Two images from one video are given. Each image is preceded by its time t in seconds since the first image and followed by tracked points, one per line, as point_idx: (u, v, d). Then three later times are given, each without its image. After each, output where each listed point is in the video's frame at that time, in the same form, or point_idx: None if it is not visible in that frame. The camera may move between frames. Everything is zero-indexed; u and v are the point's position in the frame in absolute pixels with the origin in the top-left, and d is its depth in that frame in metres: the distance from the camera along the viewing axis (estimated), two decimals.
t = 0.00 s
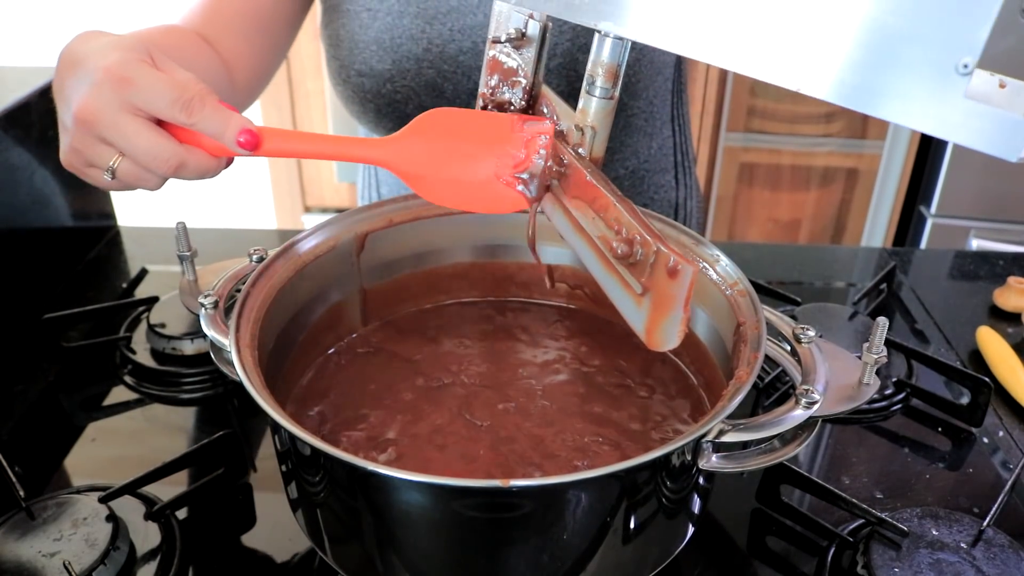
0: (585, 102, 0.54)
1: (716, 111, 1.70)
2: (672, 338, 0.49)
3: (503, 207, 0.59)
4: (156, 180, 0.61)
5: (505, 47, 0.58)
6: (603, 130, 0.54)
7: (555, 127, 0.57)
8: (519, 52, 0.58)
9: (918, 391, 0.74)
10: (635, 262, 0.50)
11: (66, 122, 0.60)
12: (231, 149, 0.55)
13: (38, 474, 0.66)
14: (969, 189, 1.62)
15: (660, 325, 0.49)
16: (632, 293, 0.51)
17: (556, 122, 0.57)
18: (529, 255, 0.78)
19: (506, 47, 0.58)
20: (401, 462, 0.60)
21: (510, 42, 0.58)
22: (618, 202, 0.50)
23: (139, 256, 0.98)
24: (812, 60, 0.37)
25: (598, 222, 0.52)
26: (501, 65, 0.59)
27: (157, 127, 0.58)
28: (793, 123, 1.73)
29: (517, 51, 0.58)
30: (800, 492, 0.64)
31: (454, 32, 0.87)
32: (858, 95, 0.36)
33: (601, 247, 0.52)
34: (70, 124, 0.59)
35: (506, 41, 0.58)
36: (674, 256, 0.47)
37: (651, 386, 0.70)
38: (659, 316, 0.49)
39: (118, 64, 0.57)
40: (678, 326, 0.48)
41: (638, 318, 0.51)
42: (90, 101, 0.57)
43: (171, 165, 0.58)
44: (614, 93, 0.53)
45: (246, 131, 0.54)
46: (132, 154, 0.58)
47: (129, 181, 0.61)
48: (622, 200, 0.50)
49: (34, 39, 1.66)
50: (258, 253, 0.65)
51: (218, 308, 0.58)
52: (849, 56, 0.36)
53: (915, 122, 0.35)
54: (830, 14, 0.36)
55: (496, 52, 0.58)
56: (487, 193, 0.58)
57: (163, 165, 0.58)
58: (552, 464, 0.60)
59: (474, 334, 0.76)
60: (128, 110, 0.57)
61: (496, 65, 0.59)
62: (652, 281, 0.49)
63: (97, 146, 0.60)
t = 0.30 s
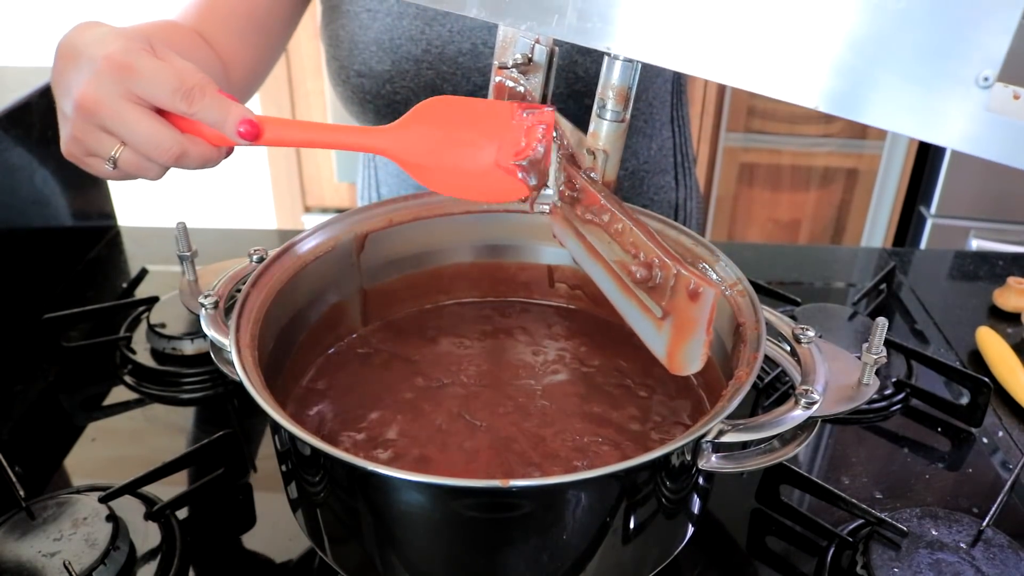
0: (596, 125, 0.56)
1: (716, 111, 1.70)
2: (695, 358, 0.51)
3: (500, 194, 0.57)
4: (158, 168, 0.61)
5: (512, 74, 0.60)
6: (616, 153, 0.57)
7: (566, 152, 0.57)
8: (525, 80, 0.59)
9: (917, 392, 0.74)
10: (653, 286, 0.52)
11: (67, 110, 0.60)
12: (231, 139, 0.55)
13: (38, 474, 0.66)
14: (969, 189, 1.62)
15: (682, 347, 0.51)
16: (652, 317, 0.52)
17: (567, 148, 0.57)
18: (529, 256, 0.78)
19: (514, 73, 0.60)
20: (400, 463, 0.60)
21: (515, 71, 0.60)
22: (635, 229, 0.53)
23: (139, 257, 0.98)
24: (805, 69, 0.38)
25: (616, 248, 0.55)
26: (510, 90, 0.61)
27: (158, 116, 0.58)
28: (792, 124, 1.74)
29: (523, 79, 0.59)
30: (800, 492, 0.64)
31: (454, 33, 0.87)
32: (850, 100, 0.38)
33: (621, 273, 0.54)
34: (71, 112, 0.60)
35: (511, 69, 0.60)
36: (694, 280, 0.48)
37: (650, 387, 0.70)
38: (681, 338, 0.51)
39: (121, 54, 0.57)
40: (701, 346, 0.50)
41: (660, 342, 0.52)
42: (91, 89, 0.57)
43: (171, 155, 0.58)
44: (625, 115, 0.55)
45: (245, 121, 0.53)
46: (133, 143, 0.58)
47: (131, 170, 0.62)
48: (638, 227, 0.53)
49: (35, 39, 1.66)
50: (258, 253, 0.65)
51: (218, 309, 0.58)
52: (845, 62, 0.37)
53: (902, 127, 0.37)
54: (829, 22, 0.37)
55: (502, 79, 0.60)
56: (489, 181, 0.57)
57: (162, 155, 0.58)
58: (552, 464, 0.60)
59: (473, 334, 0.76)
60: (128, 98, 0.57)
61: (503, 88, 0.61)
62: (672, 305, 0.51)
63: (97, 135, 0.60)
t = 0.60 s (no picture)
0: (605, 124, 0.54)
1: (716, 112, 1.70)
2: (704, 356, 0.49)
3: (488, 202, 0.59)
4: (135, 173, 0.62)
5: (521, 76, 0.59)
6: (625, 151, 0.54)
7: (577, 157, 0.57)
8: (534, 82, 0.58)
9: (917, 392, 0.74)
10: (663, 281, 0.50)
11: (43, 114, 0.60)
12: (213, 143, 0.57)
13: (38, 474, 0.66)
14: (969, 189, 1.62)
15: (692, 344, 0.49)
16: (662, 312, 0.51)
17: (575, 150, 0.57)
18: (529, 256, 0.78)
19: (524, 75, 0.59)
20: (400, 464, 0.60)
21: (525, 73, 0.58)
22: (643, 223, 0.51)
23: (139, 257, 0.98)
24: (819, 61, 0.37)
25: (627, 244, 0.53)
26: (521, 92, 0.60)
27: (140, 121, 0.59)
28: (792, 124, 1.74)
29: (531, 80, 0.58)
30: (800, 492, 0.64)
31: (454, 34, 0.87)
32: (862, 91, 0.37)
33: (631, 270, 0.53)
34: (49, 115, 0.60)
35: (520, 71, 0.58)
36: (704, 272, 0.47)
37: (650, 388, 0.70)
38: (691, 334, 0.49)
39: (105, 59, 0.57)
40: (710, 342, 0.48)
41: (670, 340, 0.51)
42: (72, 94, 0.58)
43: (151, 160, 0.59)
44: (633, 113, 0.53)
45: (230, 123, 0.56)
46: (115, 149, 0.59)
47: (107, 175, 0.62)
48: (645, 221, 0.51)
49: (34, 39, 1.66)
50: (258, 253, 0.65)
51: (218, 308, 0.58)
52: (857, 52, 0.36)
53: (914, 118, 0.36)
54: (841, 14, 0.36)
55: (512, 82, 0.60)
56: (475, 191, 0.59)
57: (146, 161, 0.59)
58: (551, 465, 0.60)
59: (473, 334, 0.76)
60: (111, 104, 0.58)
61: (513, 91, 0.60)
62: (683, 300, 0.49)
63: (73, 140, 0.60)
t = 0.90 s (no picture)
0: (611, 135, 0.54)
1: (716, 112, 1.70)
2: (722, 362, 0.50)
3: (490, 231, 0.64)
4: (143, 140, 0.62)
5: (525, 93, 0.57)
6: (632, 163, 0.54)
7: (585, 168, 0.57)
8: (537, 99, 0.57)
9: (916, 393, 0.74)
10: (675, 290, 0.51)
11: (71, 64, 0.61)
12: (227, 126, 0.59)
13: (38, 474, 0.66)
14: (969, 189, 1.62)
15: (708, 351, 0.50)
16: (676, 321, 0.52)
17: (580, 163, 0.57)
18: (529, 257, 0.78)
19: (528, 91, 0.57)
20: (400, 464, 0.60)
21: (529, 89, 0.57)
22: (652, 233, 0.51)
23: (139, 258, 0.98)
24: (829, 63, 0.37)
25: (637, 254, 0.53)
26: (524, 109, 0.58)
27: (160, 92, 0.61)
28: (792, 125, 1.74)
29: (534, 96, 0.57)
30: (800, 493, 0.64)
31: (454, 33, 0.87)
32: (873, 90, 0.37)
33: (642, 281, 0.53)
34: (76, 66, 0.61)
35: (525, 88, 0.57)
36: (717, 279, 0.47)
37: (650, 388, 0.70)
38: (707, 342, 0.50)
39: (144, 22, 0.60)
40: (727, 348, 0.49)
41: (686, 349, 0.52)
42: (103, 45, 0.59)
43: (161, 128, 0.60)
44: (640, 124, 0.53)
45: (250, 113, 0.58)
46: (125, 106, 0.60)
47: (114, 138, 0.63)
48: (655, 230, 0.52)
49: (34, 39, 1.66)
50: (259, 254, 0.65)
51: (218, 309, 0.58)
52: (868, 53, 0.36)
53: (927, 117, 0.36)
54: (855, 9, 0.36)
55: (517, 99, 0.58)
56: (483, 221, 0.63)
57: (151, 125, 0.60)
58: (551, 465, 0.60)
59: (473, 335, 0.77)
60: (137, 64, 0.60)
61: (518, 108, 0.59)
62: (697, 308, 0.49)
63: (92, 93, 0.61)
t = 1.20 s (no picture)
0: (633, 133, 0.52)
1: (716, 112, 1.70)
2: (766, 354, 0.46)
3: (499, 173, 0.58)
4: (143, 119, 0.63)
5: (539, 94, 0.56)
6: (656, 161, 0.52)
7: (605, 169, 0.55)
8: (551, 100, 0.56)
9: (916, 393, 0.74)
10: (714, 282, 0.46)
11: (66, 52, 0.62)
12: (221, 99, 0.58)
13: (38, 475, 0.66)
14: (969, 190, 1.62)
15: (751, 343, 0.46)
16: (717, 315, 0.47)
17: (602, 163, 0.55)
18: (529, 257, 0.78)
19: (541, 94, 0.56)
20: (399, 465, 0.60)
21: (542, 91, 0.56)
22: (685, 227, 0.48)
23: (139, 258, 0.98)
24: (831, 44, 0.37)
25: (668, 249, 0.50)
26: (537, 111, 0.57)
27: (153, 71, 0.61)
28: (792, 125, 1.74)
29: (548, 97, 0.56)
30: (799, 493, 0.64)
31: (455, 30, 0.87)
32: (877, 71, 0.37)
33: (676, 277, 0.49)
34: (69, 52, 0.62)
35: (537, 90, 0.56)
36: (758, 268, 0.43)
37: (649, 389, 0.70)
38: (748, 333, 0.46)
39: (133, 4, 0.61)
40: (771, 340, 0.45)
41: (726, 343, 0.47)
42: (96, 28, 0.60)
43: (154, 103, 0.60)
44: (663, 121, 0.51)
45: (242, 87, 0.57)
46: (121, 86, 0.61)
47: (112, 120, 0.63)
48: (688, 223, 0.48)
49: (34, 40, 1.66)
50: (259, 255, 0.65)
51: (218, 310, 0.58)
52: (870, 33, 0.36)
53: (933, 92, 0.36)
54: None
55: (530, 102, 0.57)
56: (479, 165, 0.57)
57: (147, 101, 0.60)
58: (551, 466, 0.60)
59: (473, 335, 0.77)
60: (128, 46, 0.60)
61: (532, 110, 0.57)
62: (739, 301, 0.45)
63: (88, 78, 0.62)
